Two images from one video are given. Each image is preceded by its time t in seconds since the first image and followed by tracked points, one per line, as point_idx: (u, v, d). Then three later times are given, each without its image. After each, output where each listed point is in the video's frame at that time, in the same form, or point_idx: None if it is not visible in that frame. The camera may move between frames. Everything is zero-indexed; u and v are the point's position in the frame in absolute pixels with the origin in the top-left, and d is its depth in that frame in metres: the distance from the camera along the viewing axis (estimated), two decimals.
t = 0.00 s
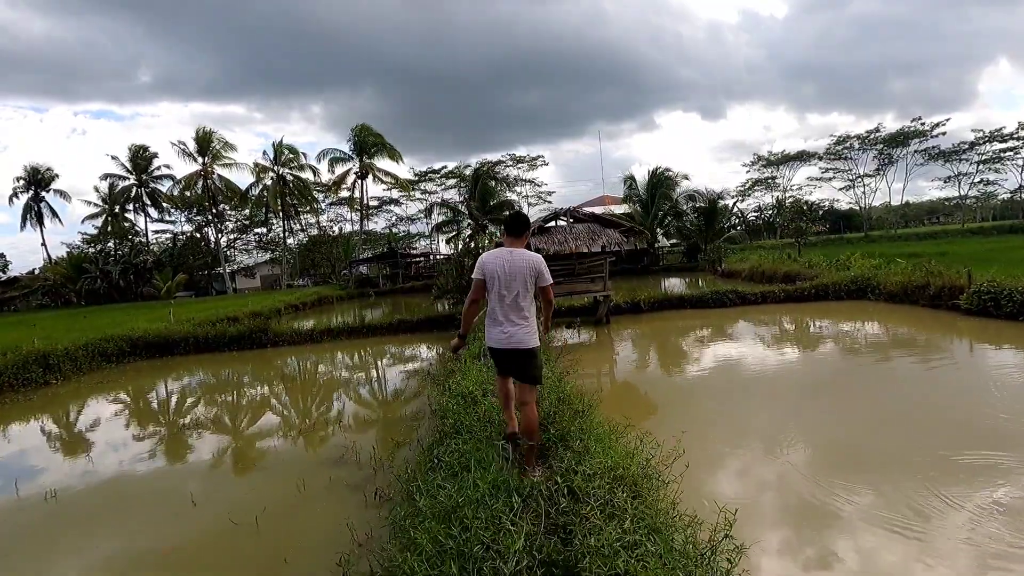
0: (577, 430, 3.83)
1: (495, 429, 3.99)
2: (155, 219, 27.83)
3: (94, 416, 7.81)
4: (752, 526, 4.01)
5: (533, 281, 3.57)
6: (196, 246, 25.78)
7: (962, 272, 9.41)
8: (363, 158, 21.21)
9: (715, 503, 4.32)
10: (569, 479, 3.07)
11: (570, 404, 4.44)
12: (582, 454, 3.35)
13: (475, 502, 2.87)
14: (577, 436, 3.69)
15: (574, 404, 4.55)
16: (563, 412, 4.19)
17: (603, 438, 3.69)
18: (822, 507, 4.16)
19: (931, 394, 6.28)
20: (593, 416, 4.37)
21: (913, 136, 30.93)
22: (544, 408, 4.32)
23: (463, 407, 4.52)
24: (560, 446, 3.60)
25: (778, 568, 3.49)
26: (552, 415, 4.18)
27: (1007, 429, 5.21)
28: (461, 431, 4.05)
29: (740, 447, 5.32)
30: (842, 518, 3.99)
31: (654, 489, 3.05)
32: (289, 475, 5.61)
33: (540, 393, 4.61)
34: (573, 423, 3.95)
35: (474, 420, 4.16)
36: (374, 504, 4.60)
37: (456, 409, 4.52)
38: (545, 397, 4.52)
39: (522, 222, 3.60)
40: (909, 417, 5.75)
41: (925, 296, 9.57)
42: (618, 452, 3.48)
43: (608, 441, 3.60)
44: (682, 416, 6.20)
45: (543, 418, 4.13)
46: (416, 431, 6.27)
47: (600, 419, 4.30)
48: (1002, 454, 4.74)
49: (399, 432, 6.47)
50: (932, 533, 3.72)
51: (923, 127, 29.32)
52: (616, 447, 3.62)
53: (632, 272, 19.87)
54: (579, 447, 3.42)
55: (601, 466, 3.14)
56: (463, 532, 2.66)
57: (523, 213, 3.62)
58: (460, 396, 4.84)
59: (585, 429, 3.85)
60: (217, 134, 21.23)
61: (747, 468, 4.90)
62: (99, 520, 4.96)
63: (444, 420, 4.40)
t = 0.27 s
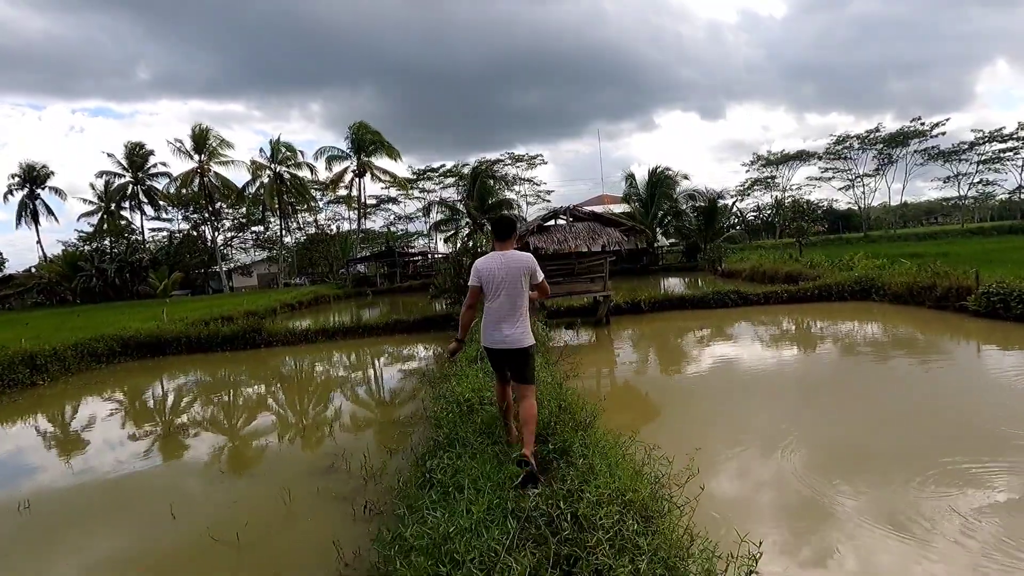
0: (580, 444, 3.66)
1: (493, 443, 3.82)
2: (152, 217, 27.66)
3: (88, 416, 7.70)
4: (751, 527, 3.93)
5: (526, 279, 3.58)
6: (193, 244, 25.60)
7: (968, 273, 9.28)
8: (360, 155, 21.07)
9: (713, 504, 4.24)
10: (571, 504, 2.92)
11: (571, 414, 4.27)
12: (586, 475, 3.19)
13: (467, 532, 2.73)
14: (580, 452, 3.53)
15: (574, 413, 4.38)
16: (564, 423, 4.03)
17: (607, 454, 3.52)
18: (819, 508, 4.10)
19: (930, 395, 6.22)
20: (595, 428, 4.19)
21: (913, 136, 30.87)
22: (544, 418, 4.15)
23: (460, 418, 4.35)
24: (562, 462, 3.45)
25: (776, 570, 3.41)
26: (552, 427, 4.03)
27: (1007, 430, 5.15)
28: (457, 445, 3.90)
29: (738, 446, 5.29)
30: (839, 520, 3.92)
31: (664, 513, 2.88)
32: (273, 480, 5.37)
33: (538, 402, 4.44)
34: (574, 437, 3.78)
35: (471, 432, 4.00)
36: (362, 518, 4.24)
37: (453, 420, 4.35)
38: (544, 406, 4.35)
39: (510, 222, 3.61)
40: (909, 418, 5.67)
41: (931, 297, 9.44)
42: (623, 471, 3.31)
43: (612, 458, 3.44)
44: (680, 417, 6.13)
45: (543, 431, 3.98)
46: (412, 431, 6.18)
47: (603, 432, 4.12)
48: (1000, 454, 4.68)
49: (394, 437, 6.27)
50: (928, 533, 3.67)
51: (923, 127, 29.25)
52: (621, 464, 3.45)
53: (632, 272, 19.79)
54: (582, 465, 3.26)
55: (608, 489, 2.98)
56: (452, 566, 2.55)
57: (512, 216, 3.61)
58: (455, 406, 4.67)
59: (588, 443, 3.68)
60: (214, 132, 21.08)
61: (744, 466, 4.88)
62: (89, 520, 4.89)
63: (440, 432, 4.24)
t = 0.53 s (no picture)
0: (589, 456, 3.15)
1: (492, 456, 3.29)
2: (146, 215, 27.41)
3: (82, 416, 7.58)
4: (746, 527, 3.86)
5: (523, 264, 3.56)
6: (188, 242, 25.37)
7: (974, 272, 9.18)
8: (356, 152, 20.87)
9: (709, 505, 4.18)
10: (586, 532, 2.39)
11: (577, 423, 3.78)
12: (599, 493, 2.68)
13: (462, 568, 2.16)
14: (589, 465, 3.02)
15: (580, 421, 3.92)
16: (569, 433, 3.53)
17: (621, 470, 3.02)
18: (816, 506, 4.04)
19: (929, 395, 6.14)
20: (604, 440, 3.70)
21: (911, 134, 30.86)
22: (547, 428, 3.64)
23: (453, 426, 3.83)
24: (570, 478, 2.93)
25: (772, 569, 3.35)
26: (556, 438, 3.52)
27: (1007, 429, 5.07)
28: (451, 459, 3.37)
29: (736, 444, 5.26)
30: (835, 517, 3.86)
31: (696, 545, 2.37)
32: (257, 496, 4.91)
33: (540, 410, 3.94)
34: (583, 447, 3.27)
35: (465, 442, 3.48)
36: (353, 535, 3.91)
37: (446, 428, 3.84)
38: (547, 414, 3.84)
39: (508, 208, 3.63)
40: (907, 417, 5.59)
41: (936, 297, 9.36)
42: (640, 490, 2.82)
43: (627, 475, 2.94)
44: (677, 416, 6.06)
45: (546, 443, 3.47)
46: (407, 431, 6.07)
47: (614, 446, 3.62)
48: (1000, 453, 4.61)
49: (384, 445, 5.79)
50: (926, 529, 3.61)
51: (922, 125, 29.19)
52: (638, 481, 2.96)
53: (630, 270, 19.72)
54: (592, 480, 2.76)
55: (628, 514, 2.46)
56: None
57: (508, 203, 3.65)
58: (449, 412, 4.18)
59: (598, 456, 3.17)
60: (208, 128, 20.88)
61: (742, 464, 4.84)
62: (79, 517, 4.86)
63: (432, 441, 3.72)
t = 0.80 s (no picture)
0: (603, 471, 2.85)
1: (496, 469, 2.95)
2: (144, 215, 27.26)
3: (80, 416, 7.51)
4: (744, 524, 3.84)
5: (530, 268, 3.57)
6: (186, 242, 25.25)
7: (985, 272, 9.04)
8: (356, 151, 20.74)
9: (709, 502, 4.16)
10: (607, 565, 2.10)
11: (586, 433, 3.47)
12: (618, 519, 2.38)
13: None
14: (604, 482, 2.72)
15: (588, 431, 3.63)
16: (579, 444, 3.21)
17: (638, 490, 2.72)
18: (815, 505, 4.02)
19: (929, 394, 6.11)
20: (615, 452, 3.38)
21: (913, 133, 30.74)
22: (554, 438, 3.31)
23: (452, 435, 3.48)
24: (583, 496, 2.62)
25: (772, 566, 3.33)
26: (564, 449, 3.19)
27: (1008, 428, 5.03)
28: (451, 473, 2.99)
29: (736, 443, 5.20)
30: (835, 516, 3.84)
31: None
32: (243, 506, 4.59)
33: (545, 420, 3.61)
34: (595, 462, 2.95)
35: (466, 453, 3.12)
36: (344, 551, 3.59)
37: (445, 437, 3.49)
38: (553, 423, 3.53)
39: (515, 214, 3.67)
40: (907, 416, 5.56)
41: (947, 296, 9.23)
42: (662, 514, 2.52)
43: (646, 495, 2.64)
44: (676, 415, 6.02)
45: (554, 454, 3.15)
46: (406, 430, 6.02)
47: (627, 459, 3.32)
48: (1000, 453, 4.58)
49: (380, 453, 5.52)
50: (926, 528, 3.60)
51: (923, 123, 29.09)
52: (657, 502, 2.67)
53: (631, 269, 19.64)
54: (609, 501, 2.50)
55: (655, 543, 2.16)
56: None
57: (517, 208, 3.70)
58: (447, 420, 3.84)
59: (612, 471, 2.87)
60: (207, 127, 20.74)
61: (743, 463, 4.81)
62: (72, 515, 4.80)
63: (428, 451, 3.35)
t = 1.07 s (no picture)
0: (617, 500, 2.64)
1: (501, 496, 2.73)
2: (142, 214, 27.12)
3: (78, 417, 7.43)
4: (742, 525, 3.83)
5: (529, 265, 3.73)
6: (184, 242, 25.11)
7: (998, 274, 8.87)
8: (355, 151, 20.61)
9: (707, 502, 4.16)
10: None
11: (597, 452, 3.25)
12: (638, 559, 2.18)
13: None
14: (619, 511, 2.54)
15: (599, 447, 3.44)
16: (590, 466, 2.99)
17: (657, 520, 2.51)
18: (814, 507, 3.99)
19: (927, 395, 6.10)
20: (628, 473, 3.17)
21: (914, 133, 30.61)
22: (563, 458, 3.09)
23: (452, 456, 3.26)
24: (598, 531, 2.42)
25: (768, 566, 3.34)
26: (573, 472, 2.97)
27: (1008, 429, 5.02)
28: (454, 500, 2.77)
29: (736, 444, 5.17)
30: (832, 517, 3.84)
31: None
32: (234, 516, 4.34)
33: (552, 438, 3.39)
34: (608, 488, 2.74)
35: (468, 476, 2.90)
36: None
37: (445, 458, 3.27)
38: (561, 442, 3.30)
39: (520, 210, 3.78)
40: (905, 417, 5.56)
41: (959, 298, 9.05)
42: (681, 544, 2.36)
43: (667, 527, 2.42)
44: (677, 415, 5.97)
45: (563, 478, 2.94)
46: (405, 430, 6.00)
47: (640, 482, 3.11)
48: (997, 453, 4.58)
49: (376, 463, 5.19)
50: (921, 529, 3.61)
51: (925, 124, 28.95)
52: (679, 534, 2.47)
53: (632, 270, 19.55)
54: (626, 534, 2.33)
55: None
56: None
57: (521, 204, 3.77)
58: (447, 438, 3.61)
59: (627, 500, 2.66)
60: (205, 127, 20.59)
61: (742, 464, 4.78)
62: (65, 516, 4.73)
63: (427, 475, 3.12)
